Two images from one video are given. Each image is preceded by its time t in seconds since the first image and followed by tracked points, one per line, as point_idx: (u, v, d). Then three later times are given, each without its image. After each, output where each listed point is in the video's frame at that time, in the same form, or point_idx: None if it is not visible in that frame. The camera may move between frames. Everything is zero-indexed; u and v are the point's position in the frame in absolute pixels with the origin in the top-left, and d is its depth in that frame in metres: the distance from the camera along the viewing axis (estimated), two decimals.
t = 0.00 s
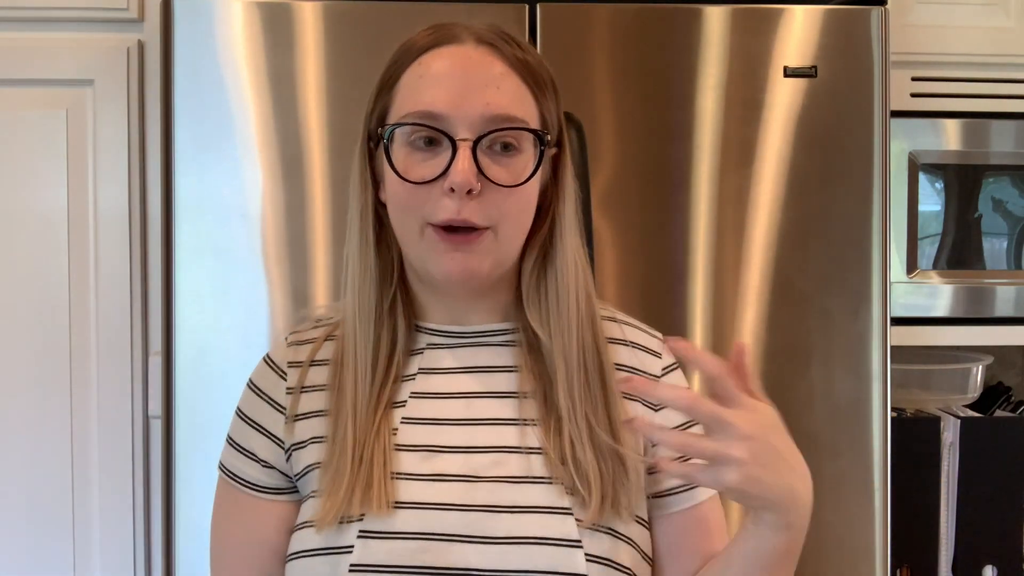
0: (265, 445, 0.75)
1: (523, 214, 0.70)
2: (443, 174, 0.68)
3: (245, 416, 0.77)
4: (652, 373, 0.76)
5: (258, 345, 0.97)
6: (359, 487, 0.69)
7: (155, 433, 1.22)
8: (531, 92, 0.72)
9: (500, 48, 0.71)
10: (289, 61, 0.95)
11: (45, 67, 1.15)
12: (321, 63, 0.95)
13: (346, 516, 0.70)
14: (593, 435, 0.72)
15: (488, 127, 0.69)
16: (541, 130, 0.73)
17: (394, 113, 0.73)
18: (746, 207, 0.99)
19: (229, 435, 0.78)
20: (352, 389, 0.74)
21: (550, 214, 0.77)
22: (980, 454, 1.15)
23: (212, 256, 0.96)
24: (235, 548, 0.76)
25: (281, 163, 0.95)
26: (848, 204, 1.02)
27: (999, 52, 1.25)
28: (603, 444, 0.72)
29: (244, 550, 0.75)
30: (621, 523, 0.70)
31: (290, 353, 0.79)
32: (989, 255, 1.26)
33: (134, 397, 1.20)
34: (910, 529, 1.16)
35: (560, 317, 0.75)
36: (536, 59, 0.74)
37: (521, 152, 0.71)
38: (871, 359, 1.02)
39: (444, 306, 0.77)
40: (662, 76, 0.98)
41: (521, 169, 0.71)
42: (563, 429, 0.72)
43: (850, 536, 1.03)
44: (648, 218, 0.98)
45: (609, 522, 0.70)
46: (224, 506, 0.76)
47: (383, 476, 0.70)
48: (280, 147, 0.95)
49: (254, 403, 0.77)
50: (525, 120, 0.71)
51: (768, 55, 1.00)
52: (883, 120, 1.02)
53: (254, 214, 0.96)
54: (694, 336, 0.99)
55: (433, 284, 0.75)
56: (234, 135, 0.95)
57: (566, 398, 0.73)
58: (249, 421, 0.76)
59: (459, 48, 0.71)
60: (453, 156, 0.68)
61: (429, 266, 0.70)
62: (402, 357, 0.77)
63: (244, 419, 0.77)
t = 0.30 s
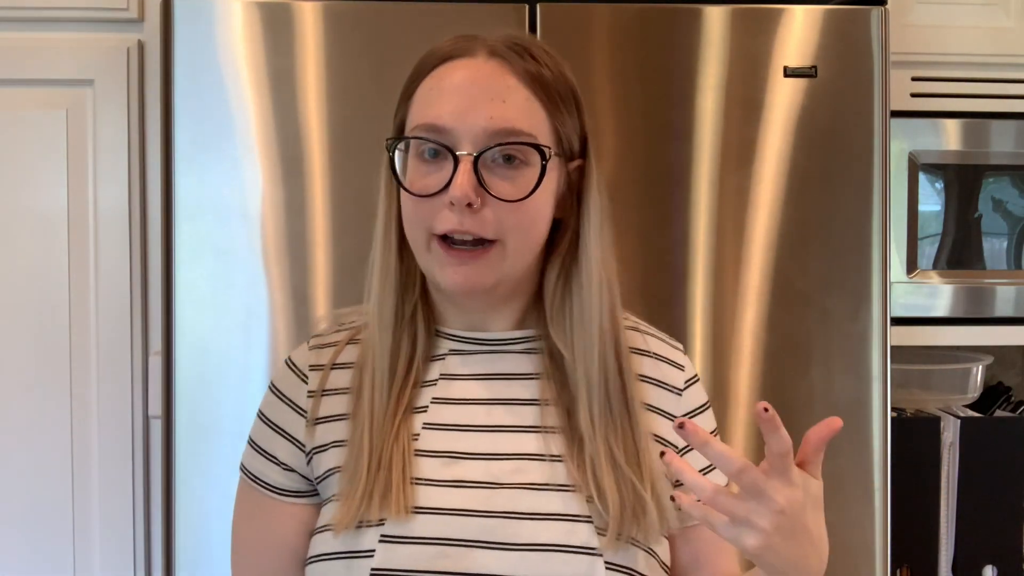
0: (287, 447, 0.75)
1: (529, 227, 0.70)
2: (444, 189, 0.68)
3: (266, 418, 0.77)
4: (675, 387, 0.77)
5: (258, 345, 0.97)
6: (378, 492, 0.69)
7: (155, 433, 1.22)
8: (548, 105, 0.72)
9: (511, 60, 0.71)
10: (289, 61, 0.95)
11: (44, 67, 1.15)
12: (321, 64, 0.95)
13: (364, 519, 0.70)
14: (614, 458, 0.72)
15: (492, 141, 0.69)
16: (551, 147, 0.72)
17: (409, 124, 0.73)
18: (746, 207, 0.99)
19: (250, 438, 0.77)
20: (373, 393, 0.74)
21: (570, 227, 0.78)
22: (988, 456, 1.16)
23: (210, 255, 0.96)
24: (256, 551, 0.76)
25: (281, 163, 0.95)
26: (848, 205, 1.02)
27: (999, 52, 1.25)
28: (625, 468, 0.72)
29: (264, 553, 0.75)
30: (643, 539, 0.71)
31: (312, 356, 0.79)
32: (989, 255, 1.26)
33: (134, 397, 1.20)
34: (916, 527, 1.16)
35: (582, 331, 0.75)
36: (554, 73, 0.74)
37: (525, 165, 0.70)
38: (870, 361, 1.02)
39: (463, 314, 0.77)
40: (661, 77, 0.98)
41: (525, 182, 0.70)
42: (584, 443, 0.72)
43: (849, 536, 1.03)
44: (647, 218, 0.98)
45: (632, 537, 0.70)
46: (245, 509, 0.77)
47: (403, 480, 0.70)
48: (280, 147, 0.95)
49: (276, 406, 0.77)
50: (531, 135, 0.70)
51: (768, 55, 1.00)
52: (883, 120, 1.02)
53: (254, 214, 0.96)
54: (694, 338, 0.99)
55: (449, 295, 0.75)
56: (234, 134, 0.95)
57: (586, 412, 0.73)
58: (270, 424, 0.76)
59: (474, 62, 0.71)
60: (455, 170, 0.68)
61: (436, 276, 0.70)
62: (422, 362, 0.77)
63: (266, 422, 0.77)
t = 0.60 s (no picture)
0: (310, 449, 0.76)
1: (544, 231, 0.69)
2: (457, 198, 0.68)
3: (291, 421, 0.77)
4: (693, 391, 0.77)
5: (257, 344, 0.97)
6: (400, 496, 0.70)
7: (155, 433, 1.22)
8: (560, 110, 0.72)
9: (521, 67, 0.71)
10: (289, 61, 0.95)
11: (43, 67, 1.15)
12: (321, 64, 0.95)
13: (387, 521, 0.71)
14: (634, 457, 0.73)
15: (506, 148, 0.69)
16: (564, 152, 0.72)
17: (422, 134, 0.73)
18: (746, 207, 0.99)
19: (274, 438, 0.78)
20: (396, 397, 0.74)
21: (586, 230, 0.78)
22: (997, 457, 1.16)
23: (208, 254, 0.96)
24: (278, 553, 0.76)
25: (280, 162, 0.95)
26: (848, 205, 1.02)
27: (999, 52, 1.25)
28: (646, 473, 0.72)
29: (285, 554, 0.76)
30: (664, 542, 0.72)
31: (334, 358, 0.79)
32: (989, 255, 1.26)
33: (134, 397, 1.20)
34: (915, 530, 1.16)
35: (602, 337, 0.75)
36: (564, 77, 0.73)
37: (538, 170, 0.69)
38: (870, 362, 1.02)
39: (484, 317, 0.77)
40: (663, 79, 0.98)
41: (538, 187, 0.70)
42: (605, 449, 0.73)
43: (850, 536, 1.03)
44: (648, 219, 0.98)
45: (653, 540, 0.71)
46: (270, 510, 0.77)
47: (425, 484, 0.70)
48: (280, 147, 0.95)
49: (299, 408, 0.77)
50: (542, 140, 0.70)
51: (768, 55, 1.00)
52: (883, 120, 1.02)
53: (253, 214, 0.96)
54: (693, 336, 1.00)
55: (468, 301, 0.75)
56: (234, 134, 0.95)
57: (609, 419, 0.73)
58: (294, 426, 0.77)
59: (485, 68, 0.71)
60: (467, 179, 0.68)
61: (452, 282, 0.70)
62: (443, 365, 0.77)
63: (290, 424, 0.77)
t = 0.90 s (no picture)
0: (309, 446, 0.75)
1: (544, 229, 0.69)
2: (457, 195, 0.68)
3: (289, 417, 0.77)
4: (692, 392, 0.76)
5: (258, 345, 0.97)
6: (400, 491, 0.69)
7: (155, 434, 1.22)
8: (560, 108, 0.72)
9: (521, 65, 0.71)
10: (289, 61, 0.95)
11: (43, 67, 1.15)
12: (321, 64, 0.95)
13: (385, 517, 0.71)
14: (634, 455, 0.72)
15: (506, 146, 0.69)
16: (564, 150, 0.72)
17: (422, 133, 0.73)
18: (746, 207, 0.99)
19: (269, 434, 0.78)
20: (396, 393, 0.74)
21: (587, 229, 0.78)
22: (997, 455, 1.16)
23: (208, 253, 0.96)
24: (279, 548, 0.76)
25: (281, 162, 0.95)
26: (848, 205, 1.02)
27: (999, 52, 1.25)
28: (647, 472, 0.72)
29: (285, 548, 0.76)
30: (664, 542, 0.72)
31: (333, 355, 0.79)
32: (989, 255, 1.26)
33: (133, 397, 1.20)
34: (915, 528, 1.16)
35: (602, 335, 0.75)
36: (564, 75, 0.73)
37: (539, 168, 0.69)
38: (870, 362, 1.02)
39: (485, 315, 0.77)
40: (664, 79, 0.98)
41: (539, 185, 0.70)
42: (606, 445, 0.72)
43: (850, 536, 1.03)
44: (649, 218, 0.98)
45: (653, 539, 0.71)
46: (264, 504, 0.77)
47: (424, 480, 0.70)
48: (280, 147, 0.95)
49: (297, 404, 0.77)
50: (542, 139, 0.70)
51: (768, 55, 1.00)
52: (883, 119, 1.02)
53: (253, 214, 0.96)
54: (693, 335, 1.00)
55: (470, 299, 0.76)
56: (234, 135, 0.95)
57: (609, 416, 0.73)
58: (291, 422, 0.76)
59: (484, 67, 0.71)
60: (467, 177, 0.68)
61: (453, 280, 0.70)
62: (444, 362, 0.77)
63: (287, 420, 0.77)
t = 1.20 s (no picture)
0: (300, 439, 0.76)
1: (541, 219, 0.69)
2: (450, 186, 0.68)
3: (282, 411, 0.77)
4: (685, 388, 0.76)
5: (258, 344, 0.97)
6: (387, 483, 0.70)
7: (155, 433, 1.22)
8: (553, 100, 0.72)
9: (513, 56, 0.70)
10: (290, 60, 0.95)
11: (43, 67, 1.15)
12: (321, 64, 0.95)
13: (372, 508, 0.71)
14: (624, 449, 0.72)
15: (498, 138, 0.68)
16: (559, 142, 0.72)
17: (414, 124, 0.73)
18: (746, 207, 0.99)
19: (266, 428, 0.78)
20: (385, 387, 0.74)
21: (580, 220, 0.78)
22: (996, 455, 1.16)
23: (210, 253, 0.96)
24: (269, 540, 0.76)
25: (282, 162, 0.95)
26: (848, 204, 1.02)
27: (999, 52, 1.25)
28: (637, 465, 0.71)
29: (275, 541, 0.76)
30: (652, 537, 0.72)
31: (326, 348, 0.79)
32: (989, 255, 1.26)
33: (134, 397, 1.20)
34: (916, 528, 1.16)
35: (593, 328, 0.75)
36: (557, 67, 0.73)
37: (532, 159, 0.69)
38: (870, 360, 1.02)
39: (477, 308, 0.76)
40: (663, 78, 0.98)
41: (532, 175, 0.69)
42: (596, 440, 0.72)
43: (851, 536, 1.03)
44: (649, 215, 0.98)
45: (642, 534, 0.71)
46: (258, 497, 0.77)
47: (412, 472, 0.70)
48: (281, 147, 0.95)
49: (289, 398, 0.77)
50: (535, 129, 0.70)
51: (768, 55, 1.00)
52: (883, 119, 1.02)
53: (254, 214, 0.96)
54: (693, 332, 0.99)
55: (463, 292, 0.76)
56: (234, 134, 0.95)
57: (599, 409, 0.73)
58: (285, 417, 0.77)
59: (477, 59, 0.71)
60: (459, 167, 0.68)
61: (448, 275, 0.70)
62: (436, 356, 0.77)
63: (280, 414, 0.77)
